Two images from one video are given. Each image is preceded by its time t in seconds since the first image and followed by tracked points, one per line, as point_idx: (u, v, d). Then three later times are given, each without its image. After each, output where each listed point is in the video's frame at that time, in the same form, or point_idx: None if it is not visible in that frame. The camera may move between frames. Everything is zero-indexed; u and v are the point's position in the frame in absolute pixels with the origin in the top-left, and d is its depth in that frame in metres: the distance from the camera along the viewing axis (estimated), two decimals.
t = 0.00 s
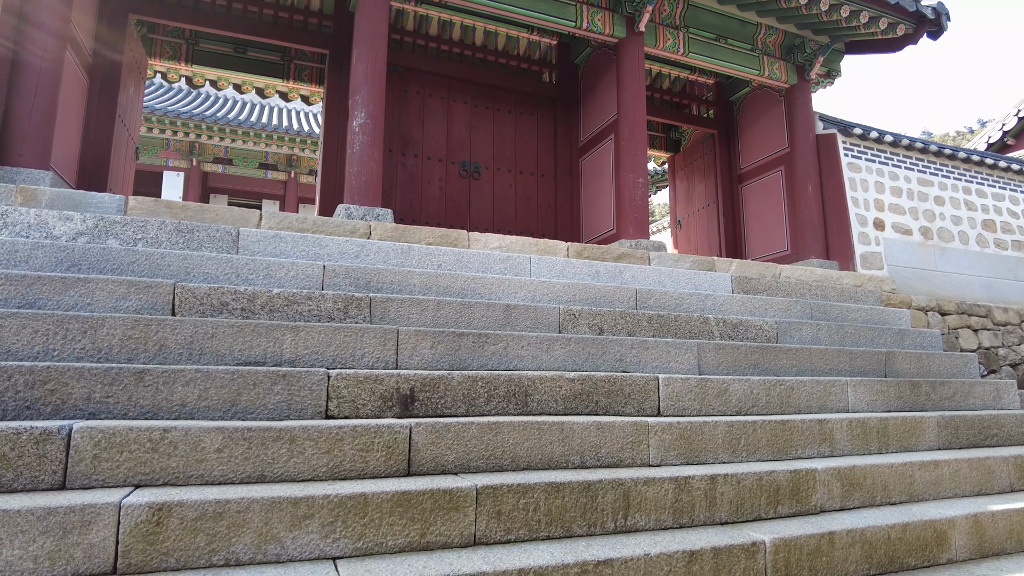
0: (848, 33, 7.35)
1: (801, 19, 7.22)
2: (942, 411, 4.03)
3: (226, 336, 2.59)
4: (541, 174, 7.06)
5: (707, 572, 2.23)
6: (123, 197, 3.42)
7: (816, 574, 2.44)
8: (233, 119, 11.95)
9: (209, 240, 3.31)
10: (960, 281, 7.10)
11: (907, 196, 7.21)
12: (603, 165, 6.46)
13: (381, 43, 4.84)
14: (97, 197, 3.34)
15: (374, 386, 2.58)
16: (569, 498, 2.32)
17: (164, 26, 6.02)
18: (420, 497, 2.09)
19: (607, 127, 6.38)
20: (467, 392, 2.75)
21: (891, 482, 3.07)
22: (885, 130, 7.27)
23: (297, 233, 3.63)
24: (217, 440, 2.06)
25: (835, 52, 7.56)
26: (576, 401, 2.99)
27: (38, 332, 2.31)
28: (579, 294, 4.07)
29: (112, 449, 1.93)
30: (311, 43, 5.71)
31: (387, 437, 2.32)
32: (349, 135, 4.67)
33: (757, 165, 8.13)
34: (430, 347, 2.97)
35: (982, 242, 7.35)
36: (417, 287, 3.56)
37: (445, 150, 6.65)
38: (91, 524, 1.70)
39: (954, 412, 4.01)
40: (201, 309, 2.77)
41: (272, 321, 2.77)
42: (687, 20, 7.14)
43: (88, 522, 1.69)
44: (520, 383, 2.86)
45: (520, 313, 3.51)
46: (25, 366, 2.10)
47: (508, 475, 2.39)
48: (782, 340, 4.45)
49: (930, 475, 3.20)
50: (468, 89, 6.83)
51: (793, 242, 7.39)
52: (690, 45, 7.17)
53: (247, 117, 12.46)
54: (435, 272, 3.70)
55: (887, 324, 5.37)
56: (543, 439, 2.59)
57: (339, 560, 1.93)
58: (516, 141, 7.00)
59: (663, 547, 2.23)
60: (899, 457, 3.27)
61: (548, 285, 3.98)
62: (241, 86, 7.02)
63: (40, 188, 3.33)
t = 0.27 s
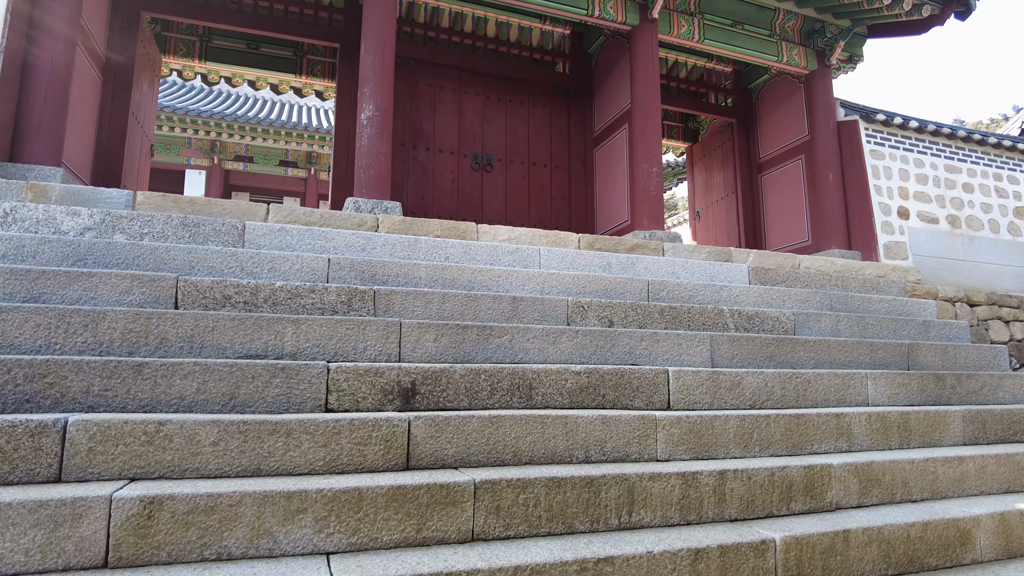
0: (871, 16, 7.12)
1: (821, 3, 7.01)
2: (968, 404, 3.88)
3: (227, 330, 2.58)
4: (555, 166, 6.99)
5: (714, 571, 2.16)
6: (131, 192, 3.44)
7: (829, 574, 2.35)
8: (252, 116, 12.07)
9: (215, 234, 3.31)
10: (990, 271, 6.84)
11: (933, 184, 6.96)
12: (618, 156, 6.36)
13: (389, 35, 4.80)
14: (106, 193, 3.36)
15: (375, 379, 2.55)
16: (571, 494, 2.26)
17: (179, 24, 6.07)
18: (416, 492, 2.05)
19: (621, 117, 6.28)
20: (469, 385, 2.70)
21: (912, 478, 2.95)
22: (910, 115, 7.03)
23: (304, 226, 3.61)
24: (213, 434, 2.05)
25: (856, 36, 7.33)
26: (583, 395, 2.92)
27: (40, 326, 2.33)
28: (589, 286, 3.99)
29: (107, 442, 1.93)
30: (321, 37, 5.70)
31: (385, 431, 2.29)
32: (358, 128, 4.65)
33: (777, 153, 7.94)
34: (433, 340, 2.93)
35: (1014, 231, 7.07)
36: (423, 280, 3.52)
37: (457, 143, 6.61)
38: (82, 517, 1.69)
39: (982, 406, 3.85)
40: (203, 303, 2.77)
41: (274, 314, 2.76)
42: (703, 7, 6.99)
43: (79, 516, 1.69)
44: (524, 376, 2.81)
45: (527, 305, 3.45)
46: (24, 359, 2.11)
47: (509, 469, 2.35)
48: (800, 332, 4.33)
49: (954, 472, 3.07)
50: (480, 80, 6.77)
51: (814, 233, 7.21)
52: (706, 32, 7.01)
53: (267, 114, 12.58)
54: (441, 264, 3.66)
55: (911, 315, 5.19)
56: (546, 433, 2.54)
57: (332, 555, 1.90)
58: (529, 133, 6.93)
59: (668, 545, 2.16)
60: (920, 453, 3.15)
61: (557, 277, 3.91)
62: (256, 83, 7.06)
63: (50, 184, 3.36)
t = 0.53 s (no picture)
0: None
1: None
2: (1003, 398, 3.70)
3: (234, 324, 2.59)
4: (573, 157, 6.90)
5: (725, 571, 2.09)
6: (146, 189, 3.49)
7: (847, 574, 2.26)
8: (276, 114, 12.22)
9: (227, 230, 3.33)
10: None
11: (967, 169, 6.69)
12: (636, 146, 6.25)
13: (401, 28, 4.77)
14: (121, 191, 3.41)
15: (380, 373, 2.52)
16: (577, 490, 2.21)
17: (197, 23, 6.21)
18: (416, 488, 2.02)
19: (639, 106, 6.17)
20: (476, 379, 2.66)
21: (939, 475, 2.82)
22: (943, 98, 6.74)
23: (315, 221, 3.61)
24: (215, 428, 2.05)
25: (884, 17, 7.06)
26: (593, 389, 2.86)
27: (51, 322, 2.36)
28: (603, 278, 3.92)
29: (111, 437, 1.95)
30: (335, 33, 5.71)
31: (389, 426, 2.26)
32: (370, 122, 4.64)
33: (802, 141, 7.72)
34: (441, 333, 2.90)
35: None
36: (433, 273, 3.49)
37: (472, 136, 6.56)
38: (82, 512, 1.71)
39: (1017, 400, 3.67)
40: (212, 298, 2.78)
41: (281, 308, 2.76)
42: None
43: (79, 510, 1.70)
44: (532, 369, 2.76)
45: (538, 298, 3.40)
46: (33, 355, 2.14)
47: (515, 465, 2.30)
48: (823, 323, 4.19)
49: (985, 469, 2.93)
50: (496, 72, 6.71)
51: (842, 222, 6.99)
52: (726, 18, 6.84)
53: (290, 112, 12.72)
54: (452, 257, 3.62)
55: (943, 306, 4.98)
56: (553, 428, 2.48)
57: (332, 551, 1.89)
58: (546, 124, 6.85)
59: (676, 543, 2.10)
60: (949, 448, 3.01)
61: (570, 269, 3.84)
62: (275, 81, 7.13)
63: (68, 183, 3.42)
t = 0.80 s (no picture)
0: None
1: None
2: None
3: (250, 317, 2.59)
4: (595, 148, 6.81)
5: (746, 569, 2.02)
6: (168, 185, 3.53)
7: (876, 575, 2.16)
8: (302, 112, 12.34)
9: (246, 224, 3.35)
10: None
11: (1007, 154, 6.49)
12: (660, 136, 6.13)
13: (419, 20, 4.75)
14: (143, 186, 3.45)
15: (394, 366, 2.50)
16: (593, 485, 2.16)
17: (220, 20, 6.30)
18: (429, 481, 1.99)
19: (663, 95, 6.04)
20: (492, 372, 2.62)
21: (977, 473, 2.69)
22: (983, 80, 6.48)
23: (333, 214, 3.61)
24: (228, 420, 2.05)
25: None
26: (613, 382, 2.80)
27: (72, 316, 2.40)
28: (624, 270, 3.84)
29: (126, 429, 1.96)
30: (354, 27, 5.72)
31: (402, 419, 2.24)
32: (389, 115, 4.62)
33: (833, 127, 7.49)
34: (458, 326, 2.87)
35: None
36: (450, 266, 3.46)
37: (493, 128, 6.51)
38: (96, 503, 1.72)
39: None
40: (230, 292, 2.80)
41: (298, 301, 2.75)
42: None
43: (93, 501, 1.72)
44: (550, 362, 2.70)
45: (556, 290, 3.34)
46: (53, 348, 2.17)
47: (530, 459, 2.26)
48: (853, 315, 4.05)
49: None
50: (516, 63, 6.64)
51: (874, 211, 6.76)
52: (751, 2, 6.65)
53: (315, 109, 12.84)
54: (470, 249, 3.59)
55: (983, 297, 4.77)
56: (570, 422, 2.43)
57: (344, 545, 1.87)
58: (568, 115, 6.77)
59: (695, 540, 2.03)
60: (989, 445, 2.87)
61: (591, 261, 3.77)
62: (298, 77, 7.18)
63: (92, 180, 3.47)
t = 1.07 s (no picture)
0: None
1: None
2: None
3: (264, 308, 2.57)
4: (616, 139, 6.71)
5: (771, 568, 1.93)
6: (186, 177, 3.54)
7: None
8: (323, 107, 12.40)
9: (263, 215, 3.34)
10: None
11: None
12: (682, 125, 6.01)
13: (436, 9, 4.70)
14: (161, 179, 3.46)
15: (409, 357, 2.46)
16: (611, 479, 2.09)
17: (240, 15, 6.34)
18: (442, 473, 1.94)
19: (685, 83, 5.92)
20: (508, 363, 2.56)
21: (1016, 471, 2.56)
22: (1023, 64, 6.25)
23: (350, 206, 3.58)
24: (240, 411, 2.03)
25: None
26: (632, 374, 2.72)
27: (88, 306, 2.40)
28: (645, 261, 3.75)
29: (138, 419, 1.95)
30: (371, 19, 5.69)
31: (416, 410, 2.19)
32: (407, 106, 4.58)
33: (862, 115, 7.26)
34: (473, 317, 2.82)
35: None
36: (467, 257, 3.40)
37: (512, 119, 6.44)
38: (107, 492, 1.71)
39: None
40: (245, 282, 2.79)
41: (312, 291, 2.73)
42: None
43: (104, 490, 1.70)
44: (567, 353, 2.63)
45: (574, 281, 3.27)
46: (68, 337, 2.17)
47: (546, 452, 2.20)
48: (883, 307, 3.91)
49: None
50: (535, 53, 6.56)
51: (904, 201, 6.55)
52: None
53: (336, 105, 12.90)
54: (487, 240, 3.53)
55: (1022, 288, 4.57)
56: (587, 414, 2.37)
57: (355, 537, 1.83)
58: (588, 105, 6.67)
59: (717, 536, 1.96)
60: None
61: (611, 251, 3.69)
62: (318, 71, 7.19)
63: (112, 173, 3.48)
